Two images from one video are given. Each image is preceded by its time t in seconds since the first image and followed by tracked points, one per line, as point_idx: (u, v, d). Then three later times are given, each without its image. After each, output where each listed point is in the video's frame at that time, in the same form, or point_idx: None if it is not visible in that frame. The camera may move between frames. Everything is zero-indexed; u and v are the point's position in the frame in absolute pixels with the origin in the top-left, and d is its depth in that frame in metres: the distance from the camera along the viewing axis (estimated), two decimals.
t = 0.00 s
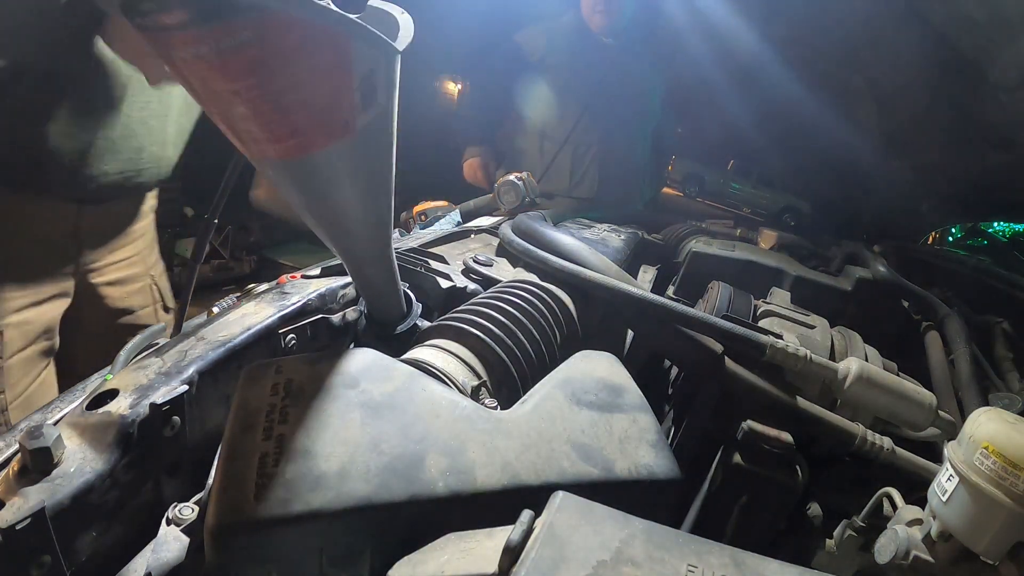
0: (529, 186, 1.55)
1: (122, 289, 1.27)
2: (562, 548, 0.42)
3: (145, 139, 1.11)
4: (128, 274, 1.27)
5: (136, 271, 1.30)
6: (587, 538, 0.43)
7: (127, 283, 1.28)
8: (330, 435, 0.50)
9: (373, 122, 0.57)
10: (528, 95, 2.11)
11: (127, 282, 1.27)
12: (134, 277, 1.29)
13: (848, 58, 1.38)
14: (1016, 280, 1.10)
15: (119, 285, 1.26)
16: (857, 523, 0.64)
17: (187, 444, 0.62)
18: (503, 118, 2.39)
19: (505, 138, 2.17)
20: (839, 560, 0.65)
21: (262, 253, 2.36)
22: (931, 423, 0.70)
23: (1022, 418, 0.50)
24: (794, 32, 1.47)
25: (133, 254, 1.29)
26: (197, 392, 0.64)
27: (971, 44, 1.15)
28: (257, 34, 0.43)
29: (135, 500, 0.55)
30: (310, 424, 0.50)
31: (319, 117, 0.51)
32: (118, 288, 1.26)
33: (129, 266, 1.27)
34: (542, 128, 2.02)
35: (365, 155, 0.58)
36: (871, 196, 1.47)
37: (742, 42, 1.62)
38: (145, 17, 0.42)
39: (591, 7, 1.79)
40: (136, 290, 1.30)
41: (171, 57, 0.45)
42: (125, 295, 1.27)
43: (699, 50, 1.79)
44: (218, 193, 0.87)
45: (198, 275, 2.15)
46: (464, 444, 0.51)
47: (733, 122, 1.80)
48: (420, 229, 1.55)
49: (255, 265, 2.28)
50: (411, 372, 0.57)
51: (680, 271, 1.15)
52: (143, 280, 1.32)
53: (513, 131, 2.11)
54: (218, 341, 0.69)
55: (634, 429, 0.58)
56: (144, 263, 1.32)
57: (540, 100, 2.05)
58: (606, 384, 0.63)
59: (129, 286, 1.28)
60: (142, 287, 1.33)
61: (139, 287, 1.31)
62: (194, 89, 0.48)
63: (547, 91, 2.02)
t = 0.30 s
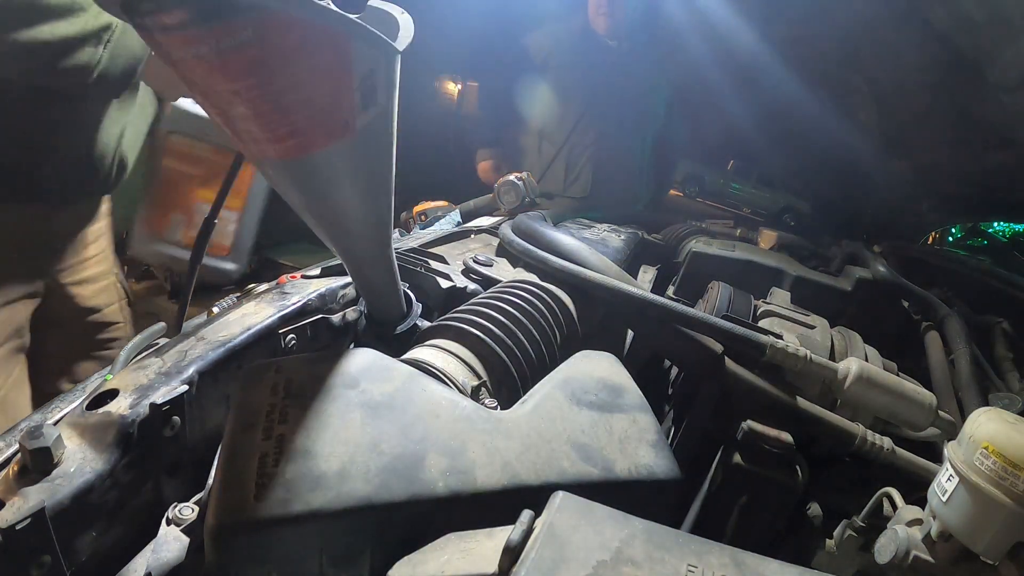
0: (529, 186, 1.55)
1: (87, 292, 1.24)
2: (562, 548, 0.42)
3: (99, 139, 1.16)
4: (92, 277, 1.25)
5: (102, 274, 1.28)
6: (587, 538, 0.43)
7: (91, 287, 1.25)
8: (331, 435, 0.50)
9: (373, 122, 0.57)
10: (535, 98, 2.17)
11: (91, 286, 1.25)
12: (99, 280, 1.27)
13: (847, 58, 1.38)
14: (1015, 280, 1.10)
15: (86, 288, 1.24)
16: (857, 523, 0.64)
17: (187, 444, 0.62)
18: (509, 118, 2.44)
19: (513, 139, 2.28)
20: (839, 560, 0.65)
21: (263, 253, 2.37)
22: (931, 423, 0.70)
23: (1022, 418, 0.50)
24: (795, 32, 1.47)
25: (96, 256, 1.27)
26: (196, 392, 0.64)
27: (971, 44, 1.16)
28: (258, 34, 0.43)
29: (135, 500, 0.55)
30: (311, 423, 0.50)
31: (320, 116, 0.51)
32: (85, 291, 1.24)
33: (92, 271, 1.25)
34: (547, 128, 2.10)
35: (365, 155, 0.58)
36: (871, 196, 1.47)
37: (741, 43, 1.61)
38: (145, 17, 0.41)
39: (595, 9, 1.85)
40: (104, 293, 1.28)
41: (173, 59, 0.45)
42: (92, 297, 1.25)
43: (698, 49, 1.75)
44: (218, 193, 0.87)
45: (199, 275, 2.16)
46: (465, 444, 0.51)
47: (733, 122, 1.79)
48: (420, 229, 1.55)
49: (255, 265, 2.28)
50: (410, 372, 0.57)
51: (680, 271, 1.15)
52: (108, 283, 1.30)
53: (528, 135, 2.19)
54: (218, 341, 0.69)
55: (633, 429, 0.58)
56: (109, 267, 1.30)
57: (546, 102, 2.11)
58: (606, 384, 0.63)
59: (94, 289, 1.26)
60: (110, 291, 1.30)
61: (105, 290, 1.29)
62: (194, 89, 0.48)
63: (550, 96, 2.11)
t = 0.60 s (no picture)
0: (529, 186, 1.55)
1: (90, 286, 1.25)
2: (561, 548, 0.42)
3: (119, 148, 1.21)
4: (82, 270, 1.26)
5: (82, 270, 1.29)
6: (587, 538, 0.43)
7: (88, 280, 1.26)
8: (331, 435, 0.50)
9: (372, 123, 0.57)
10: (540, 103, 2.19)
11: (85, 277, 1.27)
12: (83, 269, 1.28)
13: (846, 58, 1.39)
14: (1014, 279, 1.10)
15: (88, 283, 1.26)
16: (857, 523, 0.64)
17: (187, 444, 0.62)
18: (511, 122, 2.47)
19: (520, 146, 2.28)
20: (839, 560, 0.65)
21: (262, 253, 2.37)
22: (931, 423, 0.70)
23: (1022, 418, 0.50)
24: (795, 32, 1.49)
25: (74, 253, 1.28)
26: (196, 392, 0.64)
27: (971, 44, 1.16)
28: (258, 34, 0.43)
29: (135, 500, 0.55)
30: (311, 424, 0.50)
31: (320, 116, 0.51)
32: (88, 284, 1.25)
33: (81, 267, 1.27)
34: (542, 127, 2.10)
35: (365, 155, 0.58)
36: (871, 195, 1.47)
37: (741, 41, 1.62)
38: (144, 15, 0.41)
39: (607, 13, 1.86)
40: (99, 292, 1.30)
41: (174, 60, 0.45)
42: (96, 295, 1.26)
43: (698, 50, 1.78)
44: (218, 193, 0.87)
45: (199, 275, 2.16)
46: (465, 444, 0.51)
47: (732, 122, 1.78)
48: (419, 229, 1.55)
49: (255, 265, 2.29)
50: (410, 372, 0.57)
51: (680, 271, 1.15)
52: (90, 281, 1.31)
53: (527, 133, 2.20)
54: (218, 341, 0.69)
55: (634, 430, 0.58)
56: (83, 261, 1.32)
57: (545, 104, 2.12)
58: (606, 385, 0.63)
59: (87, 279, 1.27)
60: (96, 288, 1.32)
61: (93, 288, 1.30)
62: (193, 89, 0.48)
63: (551, 94, 2.08)
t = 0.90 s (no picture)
0: (529, 186, 1.56)
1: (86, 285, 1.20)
2: (561, 548, 0.42)
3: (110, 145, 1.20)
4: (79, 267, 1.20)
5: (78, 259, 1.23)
6: (587, 538, 0.43)
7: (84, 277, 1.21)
8: (330, 435, 0.50)
9: (371, 124, 0.57)
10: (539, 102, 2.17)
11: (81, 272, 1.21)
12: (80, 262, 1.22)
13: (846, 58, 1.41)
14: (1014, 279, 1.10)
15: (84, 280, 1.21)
16: (857, 523, 0.64)
17: (186, 444, 0.62)
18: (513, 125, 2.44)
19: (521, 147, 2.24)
20: (839, 560, 0.65)
21: (262, 252, 2.38)
22: (931, 423, 0.70)
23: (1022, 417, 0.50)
24: (795, 32, 1.48)
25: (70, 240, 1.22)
26: (196, 392, 0.64)
27: (972, 44, 1.20)
28: (258, 35, 0.43)
29: (135, 500, 0.55)
30: (311, 424, 0.50)
31: (320, 116, 0.51)
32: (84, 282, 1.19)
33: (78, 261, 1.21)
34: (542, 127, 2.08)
35: (365, 155, 0.58)
36: (873, 197, 1.44)
37: (740, 41, 1.62)
38: (146, 16, 0.42)
39: (609, 13, 1.85)
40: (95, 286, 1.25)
41: (175, 60, 0.45)
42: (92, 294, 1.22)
43: (698, 49, 1.77)
44: (217, 193, 0.87)
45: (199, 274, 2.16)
46: (464, 444, 0.51)
47: (733, 122, 1.77)
48: (419, 229, 1.55)
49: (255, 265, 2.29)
50: (410, 372, 0.57)
51: (680, 271, 1.15)
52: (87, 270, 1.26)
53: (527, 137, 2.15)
54: (218, 341, 0.69)
55: (633, 430, 0.58)
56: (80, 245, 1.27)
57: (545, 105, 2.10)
58: (606, 385, 0.63)
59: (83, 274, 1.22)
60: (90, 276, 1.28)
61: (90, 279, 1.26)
62: (193, 88, 0.48)
63: (552, 96, 2.06)
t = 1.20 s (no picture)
0: (529, 186, 1.56)
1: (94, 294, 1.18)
2: (561, 548, 0.42)
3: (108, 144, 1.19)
4: (89, 275, 1.18)
5: (90, 262, 1.21)
6: (587, 538, 0.43)
7: (93, 286, 1.19)
8: (331, 434, 0.50)
9: (372, 124, 0.57)
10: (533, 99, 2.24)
11: (91, 280, 1.19)
12: (91, 268, 1.20)
13: (837, 57, 1.40)
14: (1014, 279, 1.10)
15: (93, 288, 1.19)
16: (857, 523, 0.64)
17: (186, 443, 0.62)
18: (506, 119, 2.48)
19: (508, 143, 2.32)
20: (839, 560, 0.65)
21: (262, 253, 2.38)
22: (931, 423, 0.70)
23: (1021, 417, 0.50)
24: (797, 32, 1.45)
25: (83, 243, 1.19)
26: (196, 392, 0.64)
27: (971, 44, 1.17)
28: (258, 34, 0.43)
29: (135, 500, 0.55)
30: (311, 423, 0.50)
31: (321, 117, 0.51)
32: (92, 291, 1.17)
33: (89, 267, 1.19)
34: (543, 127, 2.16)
35: (366, 155, 0.58)
36: (870, 194, 1.48)
37: (739, 40, 1.58)
38: (145, 16, 0.42)
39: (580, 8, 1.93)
40: (103, 289, 1.24)
41: (175, 59, 0.45)
42: (100, 302, 1.21)
43: (698, 49, 1.70)
44: (217, 193, 0.87)
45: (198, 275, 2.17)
46: (465, 444, 0.51)
47: (732, 123, 1.74)
48: (420, 229, 1.56)
49: (255, 265, 2.29)
50: (410, 372, 0.57)
51: (680, 271, 1.16)
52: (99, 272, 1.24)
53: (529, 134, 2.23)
54: (218, 341, 0.69)
55: (633, 430, 0.58)
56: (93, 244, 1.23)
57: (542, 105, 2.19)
58: (606, 385, 0.63)
59: (92, 281, 1.20)
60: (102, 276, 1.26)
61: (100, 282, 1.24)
62: (193, 87, 0.48)
63: (550, 99, 2.15)
